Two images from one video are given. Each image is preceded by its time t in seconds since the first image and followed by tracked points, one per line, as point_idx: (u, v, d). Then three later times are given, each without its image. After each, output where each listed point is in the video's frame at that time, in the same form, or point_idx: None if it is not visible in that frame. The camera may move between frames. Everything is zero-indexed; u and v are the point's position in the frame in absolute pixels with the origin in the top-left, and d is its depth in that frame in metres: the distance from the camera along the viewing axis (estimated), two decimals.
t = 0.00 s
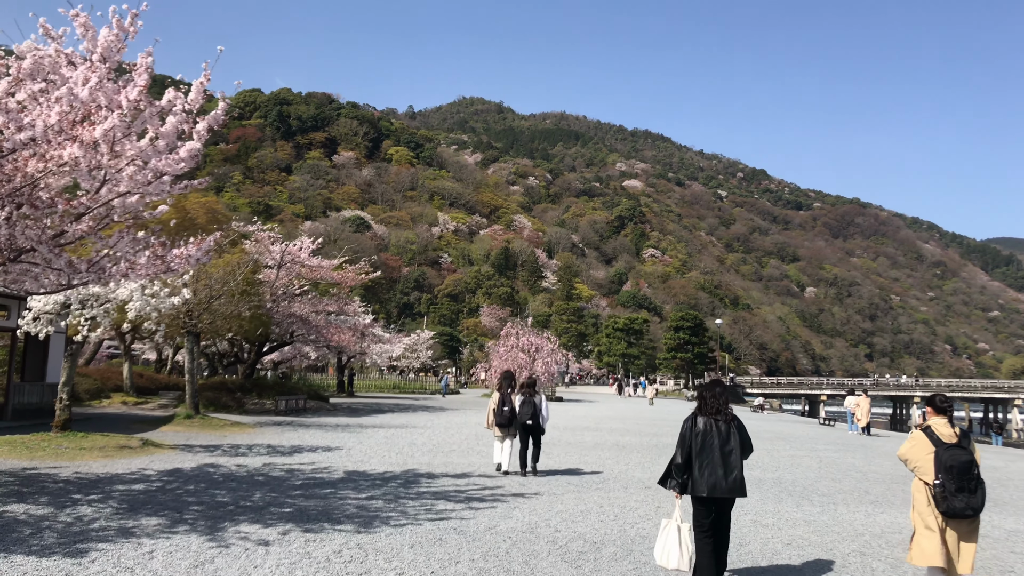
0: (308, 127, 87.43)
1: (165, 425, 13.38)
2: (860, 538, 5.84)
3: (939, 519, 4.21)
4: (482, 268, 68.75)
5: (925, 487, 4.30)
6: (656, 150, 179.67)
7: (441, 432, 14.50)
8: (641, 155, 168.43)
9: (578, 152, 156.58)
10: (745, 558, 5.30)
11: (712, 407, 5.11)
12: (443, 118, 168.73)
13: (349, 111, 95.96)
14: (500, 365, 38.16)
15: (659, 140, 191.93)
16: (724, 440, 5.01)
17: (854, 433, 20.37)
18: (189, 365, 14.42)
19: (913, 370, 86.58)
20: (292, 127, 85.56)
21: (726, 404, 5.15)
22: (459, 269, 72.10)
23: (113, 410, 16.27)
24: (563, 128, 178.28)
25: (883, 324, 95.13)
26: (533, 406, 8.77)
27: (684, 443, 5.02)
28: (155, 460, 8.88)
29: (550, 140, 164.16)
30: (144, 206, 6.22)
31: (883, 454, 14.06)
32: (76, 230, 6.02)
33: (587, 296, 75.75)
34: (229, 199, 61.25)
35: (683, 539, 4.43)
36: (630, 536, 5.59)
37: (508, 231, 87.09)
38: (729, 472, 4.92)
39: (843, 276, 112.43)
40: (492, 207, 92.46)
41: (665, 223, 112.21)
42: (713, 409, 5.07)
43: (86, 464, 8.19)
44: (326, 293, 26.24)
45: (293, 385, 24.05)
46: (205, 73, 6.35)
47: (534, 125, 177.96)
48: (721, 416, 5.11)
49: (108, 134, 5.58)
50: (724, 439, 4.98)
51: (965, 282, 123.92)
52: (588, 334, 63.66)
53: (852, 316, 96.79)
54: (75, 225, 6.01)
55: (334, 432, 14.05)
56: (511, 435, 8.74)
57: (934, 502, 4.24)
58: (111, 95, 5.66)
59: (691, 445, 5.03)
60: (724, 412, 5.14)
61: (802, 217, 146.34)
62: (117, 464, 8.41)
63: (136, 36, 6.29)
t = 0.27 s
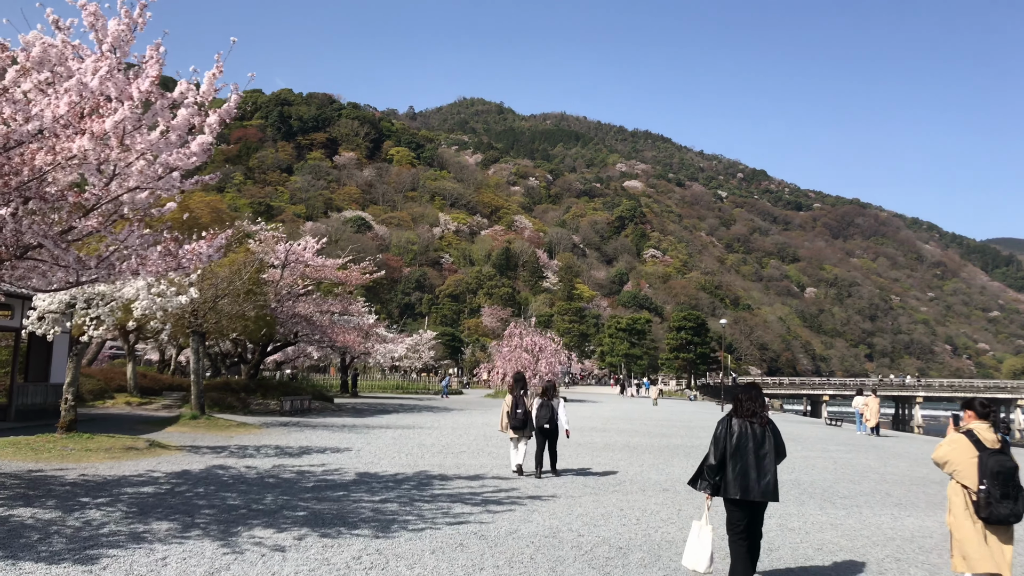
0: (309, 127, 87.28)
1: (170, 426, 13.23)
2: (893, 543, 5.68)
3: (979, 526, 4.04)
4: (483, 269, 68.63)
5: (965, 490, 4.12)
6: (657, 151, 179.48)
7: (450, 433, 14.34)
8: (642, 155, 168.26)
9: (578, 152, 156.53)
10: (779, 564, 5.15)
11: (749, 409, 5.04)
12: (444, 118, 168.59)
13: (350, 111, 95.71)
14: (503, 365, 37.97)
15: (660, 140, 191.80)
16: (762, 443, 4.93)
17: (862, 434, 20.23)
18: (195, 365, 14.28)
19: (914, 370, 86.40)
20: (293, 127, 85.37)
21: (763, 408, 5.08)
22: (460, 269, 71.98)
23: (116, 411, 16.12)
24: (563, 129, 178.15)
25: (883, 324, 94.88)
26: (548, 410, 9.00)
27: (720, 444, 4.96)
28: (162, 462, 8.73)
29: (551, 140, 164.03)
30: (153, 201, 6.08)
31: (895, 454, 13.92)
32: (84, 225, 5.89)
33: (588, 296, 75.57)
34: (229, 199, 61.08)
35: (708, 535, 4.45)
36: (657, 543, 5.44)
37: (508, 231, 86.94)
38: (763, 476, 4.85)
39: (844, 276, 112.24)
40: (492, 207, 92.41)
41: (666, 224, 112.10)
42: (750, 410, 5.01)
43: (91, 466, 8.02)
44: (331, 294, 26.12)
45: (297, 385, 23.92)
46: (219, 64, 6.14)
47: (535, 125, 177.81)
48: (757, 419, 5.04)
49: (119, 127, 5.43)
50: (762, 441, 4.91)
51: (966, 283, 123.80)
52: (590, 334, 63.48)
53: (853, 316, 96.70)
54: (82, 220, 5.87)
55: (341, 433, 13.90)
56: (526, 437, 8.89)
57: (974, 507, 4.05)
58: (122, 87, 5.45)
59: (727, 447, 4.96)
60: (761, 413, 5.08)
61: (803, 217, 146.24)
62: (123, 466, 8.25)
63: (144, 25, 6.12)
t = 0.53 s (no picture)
0: (310, 127, 87.13)
1: (175, 427, 13.06)
2: (930, 551, 5.47)
3: None
4: (483, 269, 68.44)
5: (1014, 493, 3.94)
6: (657, 151, 179.33)
7: (459, 435, 14.18)
8: (642, 155, 168.00)
9: (579, 152, 156.31)
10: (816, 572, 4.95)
11: (789, 409, 5.01)
12: (444, 118, 168.41)
13: (350, 112, 95.46)
14: (507, 365, 37.77)
15: (660, 140, 191.62)
16: (800, 444, 4.89)
17: (872, 435, 20.04)
18: (200, 365, 14.11)
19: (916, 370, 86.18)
20: (294, 128, 85.13)
21: (802, 406, 5.05)
22: (461, 269, 71.79)
23: (121, 412, 15.96)
24: (563, 129, 177.95)
25: (884, 324, 94.62)
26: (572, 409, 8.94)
27: (755, 442, 4.95)
28: (169, 465, 8.56)
29: (552, 141, 163.85)
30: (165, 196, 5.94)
31: (911, 456, 13.72)
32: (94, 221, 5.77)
33: (590, 296, 75.32)
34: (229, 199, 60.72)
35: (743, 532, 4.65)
36: (686, 549, 5.27)
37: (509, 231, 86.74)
38: (800, 474, 4.82)
39: (844, 276, 112.02)
40: (493, 207, 92.27)
41: (666, 224, 111.96)
42: (788, 410, 4.98)
43: (97, 470, 7.85)
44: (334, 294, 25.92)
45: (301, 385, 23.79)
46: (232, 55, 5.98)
47: (536, 126, 177.64)
48: (798, 419, 4.99)
49: (131, 117, 5.29)
50: (800, 443, 4.87)
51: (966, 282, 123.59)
52: (592, 335, 63.34)
53: (853, 316, 96.53)
54: (92, 216, 5.73)
55: (348, 434, 13.72)
56: (540, 436, 8.92)
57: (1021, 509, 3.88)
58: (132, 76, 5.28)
59: (763, 445, 4.94)
60: (800, 412, 5.04)
61: (803, 217, 146.07)
62: (130, 469, 8.07)
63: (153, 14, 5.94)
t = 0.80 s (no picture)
0: (310, 127, 86.86)
1: (179, 430, 12.86)
2: (966, 560, 5.29)
3: None
4: (484, 269, 68.25)
5: None
6: (657, 151, 179.13)
7: (467, 437, 14.01)
8: (642, 155, 167.71)
9: (578, 152, 156.10)
10: None
11: (821, 412, 4.80)
12: (444, 118, 168.24)
13: (351, 112, 95.17)
14: (509, 366, 37.63)
15: (660, 140, 191.45)
16: (835, 451, 4.69)
17: (879, 437, 19.89)
18: (204, 367, 13.93)
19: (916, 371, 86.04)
20: (294, 128, 84.85)
21: (833, 410, 4.84)
22: (462, 270, 71.64)
23: (123, 414, 15.76)
24: (563, 130, 177.75)
25: (884, 325, 94.41)
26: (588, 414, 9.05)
27: (787, 448, 4.75)
28: (175, 469, 8.38)
29: (552, 141, 163.61)
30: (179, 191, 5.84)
31: (924, 459, 13.55)
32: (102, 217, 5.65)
33: (590, 296, 75.11)
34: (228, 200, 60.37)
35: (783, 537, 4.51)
36: (715, 559, 5.10)
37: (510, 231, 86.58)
38: (837, 480, 4.60)
39: (844, 277, 111.84)
40: (493, 208, 92.17)
41: (666, 224, 111.80)
42: (820, 414, 4.76)
43: (102, 474, 7.67)
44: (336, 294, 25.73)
45: (304, 387, 23.62)
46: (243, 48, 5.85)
47: (536, 126, 177.40)
48: (829, 423, 4.80)
49: (140, 110, 5.17)
50: (834, 447, 4.68)
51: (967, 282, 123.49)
52: (594, 336, 63.32)
53: (853, 317, 96.36)
54: (100, 212, 5.62)
55: (354, 436, 13.55)
56: (554, 440, 8.92)
57: None
58: (141, 66, 5.14)
59: (798, 450, 4.73)
60: (831, 416, 4.83)
61: (803, 217, 145.94)
62: (137, 474, 7.90)
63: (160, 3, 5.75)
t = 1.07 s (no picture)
0: (310, 127, 86.48)
1: (181, 430, 12.66)
2: (1005, 566, 5.10)
3: None
4: (484, 269, 67.96)
5: None
6: (657, 151, 178.84)
7: (475, 439, 13.83)
8: (642, 155, 167.45)
9: (578, 152, 155.76)
10: None
11: (844, 409, 4.55)
12: (444, 118, 167.95)
13: (350, 111, 94.85)
14: (512, 366, 37.46)
15: (660, 140, 191.16)
16: (862, 450, 4.45)
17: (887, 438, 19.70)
18: (207, 367, 13.72)
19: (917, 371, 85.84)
20: (293, 127, 84.50)
21: (857, 406, 4.58)
22: (462, 269, 71.37)
23: (124, 414, 15.55)
24: (563, 129, 177.42)
25: (885, 324, 94.19)
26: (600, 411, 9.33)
27: (812, 450, 4.51)
28: (180, 470, 8.19)
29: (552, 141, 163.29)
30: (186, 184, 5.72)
31: (939, 460, 13.32)
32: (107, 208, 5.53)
33: (591, 296, 74.80)
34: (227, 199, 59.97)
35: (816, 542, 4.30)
36: (744, 564, 4.92)
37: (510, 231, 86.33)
38: (866, 480, 4.36)
39: (845, 276, 111.56)
40: (494, 208, 91.97)
41: (667, 224, 111.55)
42: (843, 413, 4.51)
43: (105, 475, 7.49)
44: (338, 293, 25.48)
45: (307, 386, 23.43)
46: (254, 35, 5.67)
47: (536, 125, 177.06)
48: (853, 421, 4.54)
49: (147, 96, 5.04)
50: (860, 445, 4.44)
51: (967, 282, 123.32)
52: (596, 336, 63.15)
53: (853, 316, 96.08)
54: (105, 203, 5.50)
55: (360, 437, 13.35)
56: (570, 438, 8.91)
57: None
58: (149, 53, 4.95)
59: (823, 452, 4.49)
60: (855, 414, 4.57)
61: (804, 217, 145.71)
62: (141, 475, 7.72)
63: None
